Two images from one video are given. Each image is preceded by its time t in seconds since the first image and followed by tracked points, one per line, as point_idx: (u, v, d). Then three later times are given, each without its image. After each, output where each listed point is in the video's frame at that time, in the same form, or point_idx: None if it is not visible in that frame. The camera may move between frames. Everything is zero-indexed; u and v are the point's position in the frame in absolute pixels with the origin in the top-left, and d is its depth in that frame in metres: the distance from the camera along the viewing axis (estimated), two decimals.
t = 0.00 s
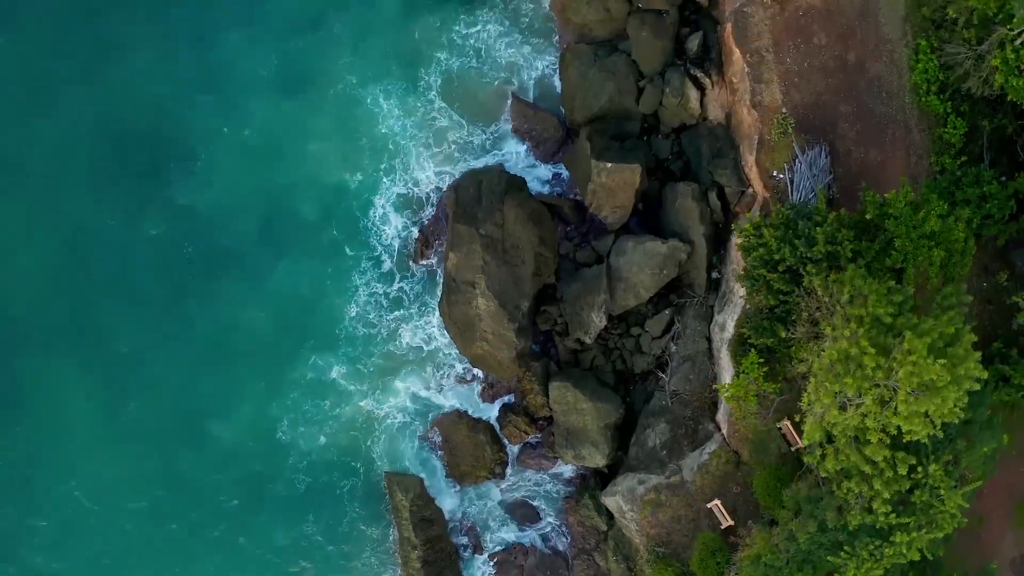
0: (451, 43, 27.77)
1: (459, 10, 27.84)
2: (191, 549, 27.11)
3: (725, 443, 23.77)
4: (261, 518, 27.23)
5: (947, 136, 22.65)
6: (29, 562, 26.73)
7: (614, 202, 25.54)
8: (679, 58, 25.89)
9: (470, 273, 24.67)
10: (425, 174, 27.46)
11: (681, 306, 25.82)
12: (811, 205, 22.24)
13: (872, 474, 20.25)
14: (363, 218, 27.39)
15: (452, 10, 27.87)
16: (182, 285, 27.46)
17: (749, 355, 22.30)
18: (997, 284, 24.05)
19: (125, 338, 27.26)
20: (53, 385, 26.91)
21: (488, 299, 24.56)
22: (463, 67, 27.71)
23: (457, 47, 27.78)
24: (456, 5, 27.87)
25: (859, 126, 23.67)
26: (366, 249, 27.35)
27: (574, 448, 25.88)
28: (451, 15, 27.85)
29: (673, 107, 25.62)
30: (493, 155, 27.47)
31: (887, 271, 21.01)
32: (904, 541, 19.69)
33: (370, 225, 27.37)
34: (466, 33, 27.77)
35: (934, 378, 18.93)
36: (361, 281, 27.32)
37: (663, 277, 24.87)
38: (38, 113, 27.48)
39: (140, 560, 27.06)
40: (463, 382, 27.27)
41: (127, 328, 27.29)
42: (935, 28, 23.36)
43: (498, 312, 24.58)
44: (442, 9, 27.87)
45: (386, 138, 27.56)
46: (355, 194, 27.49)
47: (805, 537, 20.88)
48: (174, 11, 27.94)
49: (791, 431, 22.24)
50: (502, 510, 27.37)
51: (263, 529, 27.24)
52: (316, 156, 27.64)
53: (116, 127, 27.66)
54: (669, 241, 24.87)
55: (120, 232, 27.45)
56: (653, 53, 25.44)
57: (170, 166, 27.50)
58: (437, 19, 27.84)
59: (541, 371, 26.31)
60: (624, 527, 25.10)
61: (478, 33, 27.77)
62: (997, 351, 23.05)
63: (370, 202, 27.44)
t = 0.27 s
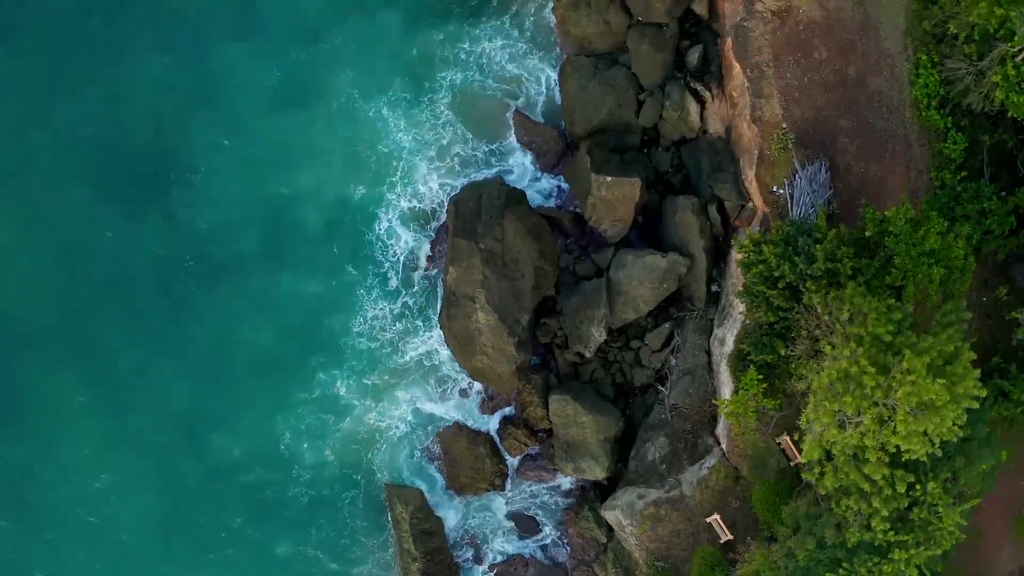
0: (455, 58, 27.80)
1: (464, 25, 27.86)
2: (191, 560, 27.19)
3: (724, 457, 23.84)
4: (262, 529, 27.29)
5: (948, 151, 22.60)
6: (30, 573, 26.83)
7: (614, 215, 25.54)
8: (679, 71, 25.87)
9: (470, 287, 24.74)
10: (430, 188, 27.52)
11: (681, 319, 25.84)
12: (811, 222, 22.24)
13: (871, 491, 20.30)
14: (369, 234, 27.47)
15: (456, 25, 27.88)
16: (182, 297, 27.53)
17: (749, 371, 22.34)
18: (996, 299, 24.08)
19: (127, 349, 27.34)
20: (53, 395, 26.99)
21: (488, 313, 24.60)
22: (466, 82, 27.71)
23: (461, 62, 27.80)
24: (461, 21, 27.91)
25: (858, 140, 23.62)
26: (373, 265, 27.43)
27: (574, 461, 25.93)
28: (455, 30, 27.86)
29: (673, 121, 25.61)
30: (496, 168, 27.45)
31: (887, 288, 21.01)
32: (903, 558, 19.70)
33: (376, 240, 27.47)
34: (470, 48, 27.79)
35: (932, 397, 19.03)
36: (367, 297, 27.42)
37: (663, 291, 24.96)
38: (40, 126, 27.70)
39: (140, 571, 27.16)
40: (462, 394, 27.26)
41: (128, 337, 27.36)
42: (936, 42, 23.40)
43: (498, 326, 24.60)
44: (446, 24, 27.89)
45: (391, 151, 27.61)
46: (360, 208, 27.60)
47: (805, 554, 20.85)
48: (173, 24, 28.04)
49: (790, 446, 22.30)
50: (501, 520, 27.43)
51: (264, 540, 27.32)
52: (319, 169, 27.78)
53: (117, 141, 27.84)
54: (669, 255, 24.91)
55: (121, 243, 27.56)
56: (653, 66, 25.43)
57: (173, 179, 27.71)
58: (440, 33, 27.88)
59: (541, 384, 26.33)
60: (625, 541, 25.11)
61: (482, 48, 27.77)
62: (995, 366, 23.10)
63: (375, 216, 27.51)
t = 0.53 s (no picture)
0: (460, 74, 27.75)
1: (468, 40, 27.78)
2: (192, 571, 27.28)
3: (723, 472, 23.87)
4: (262, 540, 27.37)
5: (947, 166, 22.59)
6: None
7: (614, 228, 25.55)
8: (680, 84, 25.87)
9: (470, 301, 24.81)
10: (434, 203, 27.56)
11: (681, 332, 25.86)
12: (812, 238, 22.25)
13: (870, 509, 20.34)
14: (373, 249, 27.51)
15: (460, 40, 27.80)
16: (182, 309, 27.54)
17: (749, 387, 22.38)
18: (995, 313, 24.08)
19: (127, 360, 27.37)
20: (54, 406, 27.08)
21: (488, 327, 24.63)
22: (471, 97, 27.66)
23: (466, 78, 27.75)
24: (465, 36, 27.80)
25: (858, 155, 23.63)
26: (376, 279, 27.48)
27: (573, 473, 25.94)
28: (460, 46, 27.79)
29: (673, 134, 25.59)
30: (499, 183, 27.47)
31: (887, 305, 21.03)
32: None
33: (381, 256, 27.50)
34: (475, 64, 27.72)
35: (931, 416, 19.06)
36: (373, 311, 27.40)
37: (663, 304, 24.99)
38: (39, 137, 27.70)
39: None
40: (462, 406, 27.31)
41: (128, 349, 27.40)
42: (937, 57, 23.37)
43: (497, 340, 24.62)
44: (450, 40, 27.81)
45: (396, 165, 27.64)
46: (364, 223, 27.61)
47: (804, 571, 20.85)
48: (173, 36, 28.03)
49: (790, 461, 22.35)
50: (501, 531, 27.43)
51: (265, 551, 27.40)
52: (322, 182, 27.80)
53: (116, 152, 27.81)
54: (669, 268, 24.99)
55: (120, 254, 27.56)
56: (653, 80, 25.43)
57: (173, 191, 27.71)
58: (444, 49, 27.80)
59: (541, 397, 26.33)
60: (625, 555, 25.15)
61: (486, 64, 27.70)
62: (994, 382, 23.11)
63: (378, 230, 27.58)
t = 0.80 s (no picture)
0: (463, 89, 27.80)
1: (472, 55, 27.81)
2: None
3: (723, 486, 23.90)
4: (262, 552, 27.36)
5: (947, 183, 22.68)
6: None
7: (614, 242, 25.55)
8: (680, 97, 25.87)
9: (470, 315, 24.82)
10: (437, 217, 27.72)
11: (680, 345, 25.89)
12: (812, 254, 22.25)
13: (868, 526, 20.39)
14: (375, 263, 27.61)
15: (464, 55, 27.85)
16: (182, 323, 27.55)
17: (749, 403, 22.42)
18: (995, 328, 24.09)
19: (127, 372, 27.39)
20: (54, 418, 27.13)
21: (488, 342, 24.63)
22: (475, 112, 27.72)
23: (470, 93, 27.81)
24: (470, 52, 27.85)
25: (858, 170, 23.60)
26: (377, 292, 27.58)
27: (573, 486, 25.97)
28: (463, 61, 27.84)
29: (673, 148, 25.57)
30: (503, 197, 27.56)
31: (886, 323, 21.03)
32: None
33: (382, 269, 27.62)
34: (478, 79, 27.77)
35: (930, 435, 19.09)
36: (377, 325, 27.50)
37: (663, 318, 25.02)
38: (38, 148, 27.70)
39: None
40: (462, 418, 27.36)
41: (128, 360, 27.43)
42: (937, 72, 23.32)
43: (497, 354, 24.64)
44: (453, 55, 27.87)
45: (398, 178, 27.76)
46: (366, 236, 27.72)
47: None
48: (172, 48, 28.06)
49: (788, 475, 22.41)
50: (501, 543, 27.46)
51: (265, 562, 27.41)
52: (323, 195, 27.86)
53: (115, 164, 27.80)
54: (669, 282, 25.04)
55: (120, 266, 27.60)
56: (653, 93, 25.43)
57: (173, 204, 27.70)
58: (447, 63, 27.87)
59: (541, 409, 26.35)
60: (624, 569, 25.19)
61: (490, 79, 27.72)
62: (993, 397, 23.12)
63: (379, 243, 27.68)
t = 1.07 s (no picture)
0: (465, 102, 27.85)
1: (478, 70, 27.89)
2: None
3: (722, 500, 23.99)
4: (262, 564, 27.36)
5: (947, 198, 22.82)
6: None
7: (614, 255, 25.54)
8: (680, 110, 25.83)
9: (470, 329, 24.86)
10: (438, 230, 27.76)
11: (680, 358, 25.94)
12: (812, 271, 22.27)
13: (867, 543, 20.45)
14: (376, 275, 27.67)
15: (469, 70, 27.92)
16: (184, 336, 27.57)
17: (749, 419, 22.49)
18: (995, 343, 24.11)
19: (127, 384, 27.41)
20: (54, 431, 27.11)
21: (488, 356, 24.67)
22: (479, 126, 27.80)
23: (473, 107, 27.89)
24: (476, 67, 27.94)
25: (858, 186, 23.60)
26: (377, 304, 27.63)
27: (573, 498, 26.00)
28: (468, 76, 27.91)
29: (673, 161, 25.55)
30: (506, 210, 27.66)
31: (886, 340, 21.05)
32: None
33: (383, 281, 27.66)
34: (482, 93, 27.83)
35: (929, 455, 19.16)
36: (378, 338, 27.54)
37: (662, 332, 25.06)
38: (38, 161, 27.77)
39: None
40: (462, 430, 27.45)
41: (128, 372, 27.43)
42: (937, 86, 23.31)
43: (497, 369, 24.68)
44: (458, 70, 27.92)
45: (399, 191, 27.81)
46: (366, 248, 27.72)
47: None
48: (171, 61, 28.23)
49: (787, 490, 22.48)
50: (501, 555, 27.45)
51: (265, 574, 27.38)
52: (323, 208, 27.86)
53: (115, 176, 27.83)
54: (668, 295, 25.05)
55: (120, 278, 27.55)
56: (653, 106, 25.38)
57: (173, 215, 27.70)
58: (451, 79, 27.95)
59: (541, 422, 26.34)
60: None
61: (495, 94, 27.79)
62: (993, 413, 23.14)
63: (379, 256, 27.71)
